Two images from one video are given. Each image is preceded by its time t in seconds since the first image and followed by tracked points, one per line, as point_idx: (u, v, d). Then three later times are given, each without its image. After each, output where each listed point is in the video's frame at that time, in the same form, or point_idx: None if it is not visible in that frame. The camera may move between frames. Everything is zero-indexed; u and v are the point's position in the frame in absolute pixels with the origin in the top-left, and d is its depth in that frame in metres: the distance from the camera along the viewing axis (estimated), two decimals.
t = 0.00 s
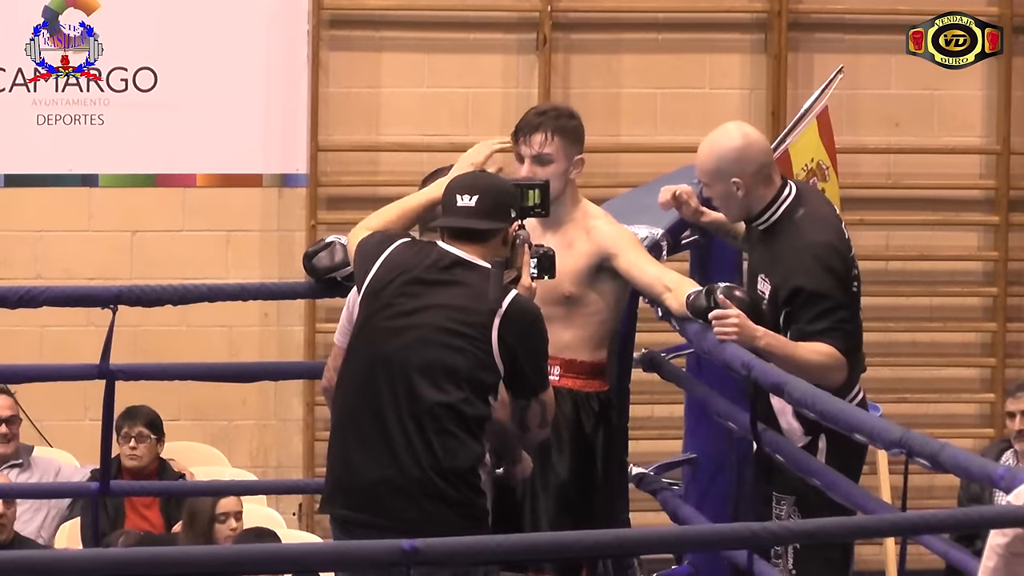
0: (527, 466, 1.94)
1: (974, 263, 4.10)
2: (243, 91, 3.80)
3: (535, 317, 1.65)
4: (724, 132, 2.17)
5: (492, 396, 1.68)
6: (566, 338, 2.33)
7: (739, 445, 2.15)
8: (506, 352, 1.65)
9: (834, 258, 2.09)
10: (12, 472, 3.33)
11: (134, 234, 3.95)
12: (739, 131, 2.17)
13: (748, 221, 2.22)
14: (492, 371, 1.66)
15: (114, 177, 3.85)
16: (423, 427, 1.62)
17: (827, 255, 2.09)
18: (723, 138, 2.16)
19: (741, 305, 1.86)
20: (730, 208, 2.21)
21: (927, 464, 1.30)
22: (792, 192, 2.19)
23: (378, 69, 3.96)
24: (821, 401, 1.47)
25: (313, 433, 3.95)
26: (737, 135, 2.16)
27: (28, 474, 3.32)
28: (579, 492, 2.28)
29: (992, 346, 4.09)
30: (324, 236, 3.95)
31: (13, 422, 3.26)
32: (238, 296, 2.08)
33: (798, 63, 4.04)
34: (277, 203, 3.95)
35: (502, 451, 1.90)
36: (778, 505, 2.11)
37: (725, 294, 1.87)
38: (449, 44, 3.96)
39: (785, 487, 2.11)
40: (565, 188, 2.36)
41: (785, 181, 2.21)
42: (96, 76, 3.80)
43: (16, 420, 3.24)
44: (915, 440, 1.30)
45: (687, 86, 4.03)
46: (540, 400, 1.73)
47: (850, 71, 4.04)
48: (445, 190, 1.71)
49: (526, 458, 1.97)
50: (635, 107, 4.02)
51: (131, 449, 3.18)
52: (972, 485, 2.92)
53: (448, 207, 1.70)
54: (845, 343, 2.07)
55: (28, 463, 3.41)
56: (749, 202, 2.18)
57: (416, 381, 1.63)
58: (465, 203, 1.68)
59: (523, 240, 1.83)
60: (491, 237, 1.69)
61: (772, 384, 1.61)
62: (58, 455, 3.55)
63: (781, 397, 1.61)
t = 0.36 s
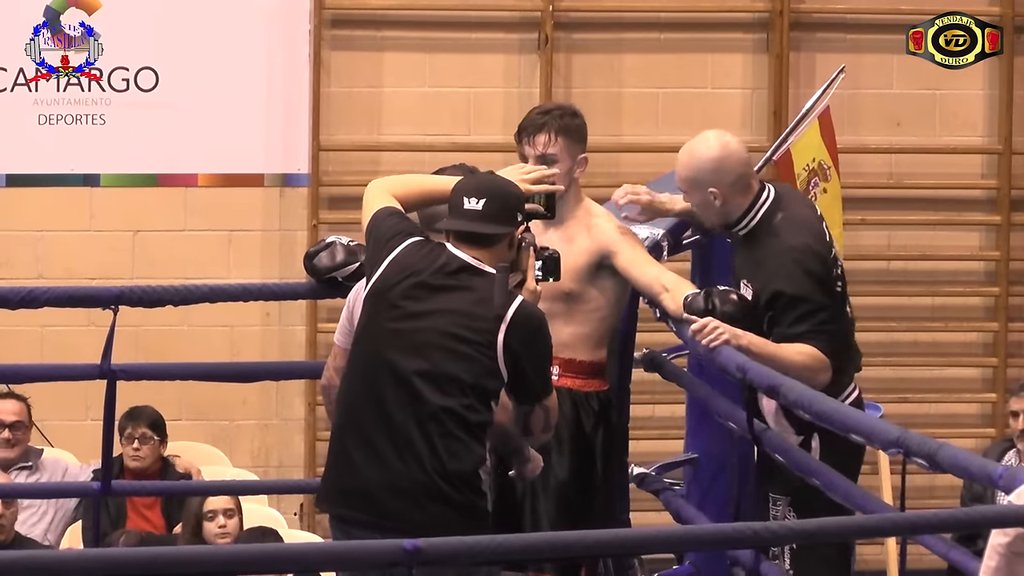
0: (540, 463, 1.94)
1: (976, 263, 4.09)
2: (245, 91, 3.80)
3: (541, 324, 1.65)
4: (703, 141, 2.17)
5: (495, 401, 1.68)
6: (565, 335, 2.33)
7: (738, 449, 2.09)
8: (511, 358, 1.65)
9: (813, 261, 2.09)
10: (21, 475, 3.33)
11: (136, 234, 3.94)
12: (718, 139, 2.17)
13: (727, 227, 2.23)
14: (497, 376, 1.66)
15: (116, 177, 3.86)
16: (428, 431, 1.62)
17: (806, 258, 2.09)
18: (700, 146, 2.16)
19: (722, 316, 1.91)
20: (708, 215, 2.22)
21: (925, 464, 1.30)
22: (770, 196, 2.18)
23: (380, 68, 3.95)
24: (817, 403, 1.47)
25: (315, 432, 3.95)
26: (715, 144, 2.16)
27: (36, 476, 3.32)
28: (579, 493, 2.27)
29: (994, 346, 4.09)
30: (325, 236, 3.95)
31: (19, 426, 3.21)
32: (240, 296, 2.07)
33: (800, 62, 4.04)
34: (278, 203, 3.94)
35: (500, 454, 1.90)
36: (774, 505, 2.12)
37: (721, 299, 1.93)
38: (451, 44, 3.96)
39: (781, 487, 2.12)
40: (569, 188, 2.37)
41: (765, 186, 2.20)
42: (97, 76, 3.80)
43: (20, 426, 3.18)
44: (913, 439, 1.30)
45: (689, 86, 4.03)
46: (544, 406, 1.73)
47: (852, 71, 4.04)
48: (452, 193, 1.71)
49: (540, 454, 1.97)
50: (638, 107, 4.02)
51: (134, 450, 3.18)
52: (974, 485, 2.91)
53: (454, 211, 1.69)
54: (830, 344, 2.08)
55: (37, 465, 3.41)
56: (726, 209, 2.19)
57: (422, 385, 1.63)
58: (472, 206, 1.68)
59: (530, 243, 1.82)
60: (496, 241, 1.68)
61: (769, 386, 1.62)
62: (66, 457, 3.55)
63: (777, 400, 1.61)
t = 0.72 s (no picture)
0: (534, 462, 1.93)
1: (976, 263, 4.09)
2: (245, 91, 3.80)
3: (545, 326, 1.66)
4: (676, 147, 2.14)
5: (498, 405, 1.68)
6: (566, 339, 2.34)
7: (735, 449, 2.06)
8: (513, 361, 1.66)
9: (793, 261, 2.11)
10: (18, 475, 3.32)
11: (136, 234, 3.94)
12: (691, 146, 2.14)
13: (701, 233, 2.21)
14: (499, 380, 1.66)
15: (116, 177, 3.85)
16: (431, 435, 1.62)
17: (787, 259, 2.11)
18: (674, 152, 2.13)
19: (725, 322, 1.95)
20: (682, 222, 2.20)
21: (926, 467, 1.30)
22: (744, 200, 2.17)
23: (380, 69, 3.95)
24: (819, 407, 1.47)
25: (315, 433, 3.95)
26: (690, 150, 2.13)
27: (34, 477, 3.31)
28: (578, 494, 2.27)
29: (994, 347, 4.09)
30: (326, 236, 3.95)
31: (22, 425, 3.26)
32: (240, 296, 2.07)
33: (800, 62, 4.04)
34: (278, 204, 3.93)
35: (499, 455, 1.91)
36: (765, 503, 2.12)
37: (723, 304, 1.96)
38: (451, 44, 3.96)
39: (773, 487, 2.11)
40: (567, 189, 2.37)
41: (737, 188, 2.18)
42: (97, 76, 3.80)
43: (18, 423, 3.21)
44: (915, 443, 1.30)
45: (689, 86, 4.03)
46: (544, 408, 1.73)
47: (852, 72, 4.04)
48: (455, 196, 1.71)
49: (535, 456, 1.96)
50: (638, 107, 4.02)
51: (135, 450, 3.18)
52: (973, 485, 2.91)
53: (457, 213, 1.69)
54: (820, 338, 2.12)
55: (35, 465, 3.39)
56: (700, 217, 2.17)
57: (425, 389, 1.63)
58: (475, 208, 1.67)
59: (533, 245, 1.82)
60: (498, 245, 1.68)
61: (770, 390, 1.62)
62: (66, 458, 3.54)
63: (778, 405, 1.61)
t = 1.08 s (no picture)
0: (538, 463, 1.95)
1: (975, 264, 4.09)
2: (244, 92, 3.79)
3: (542, 328, 1.66)
4: (660, 156, 2.12)
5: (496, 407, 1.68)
6: (568, 340, 2.34)
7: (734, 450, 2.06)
8: (512, 363, 1.66)
9: (784, 263, 2.11)
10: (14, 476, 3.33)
11: (136, 235, 3.95)
12: (676, 155, 2.13)
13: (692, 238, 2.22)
14: (498, 382, 1.66)
15: (115, 178, 3.84)
16: (431, 439, 1.62)
17: (778, 261, 2.11)
18: (659, 161, 2.11)
19: (722, 324, 1.95)
20: (669, 228, 2.20)
21: (926, 468, 1.30)
22: (730, 205, 2.18)
23: (380, 70, 3.96)
24: (819, 409, 1.47)
25: (315, 434, 3.95)
26: (674, 160, 2.11)
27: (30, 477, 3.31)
28: (579, 496, 2.27)
29: (994, 347, 4.09)
30: (326, 237, 3.95)
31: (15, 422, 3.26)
32: (240, 296, 2.07)
33: (800, 63, 4.04)
34: (278, 204, 3.95)
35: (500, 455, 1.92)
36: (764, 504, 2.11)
37: (723, 306, 1.95)
38: (451, 45, 3.97)
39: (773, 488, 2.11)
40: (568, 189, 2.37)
41: (722, 195, 2.19)
42: (97, 77, 3.80)
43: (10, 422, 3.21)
44: (914, 445, 1.30)
45: (689, 87, 4.03)
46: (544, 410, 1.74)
47: (851, 72, 4.04)
48: (453, 198, 1.71)
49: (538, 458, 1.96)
50: (638, 108, 4.02)
51: (135, 450, 3.18)
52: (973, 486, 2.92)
53: (455, 214, 1.69)
54: (815, 339, 2.12)
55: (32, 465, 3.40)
56: (687, 224, 2.17)
57: (425, 393, 1.63)
58: (474, 210, 1.67)
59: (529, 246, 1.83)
60: (497, 247, 1.68)
61: (769, 393, 1.62)
62: (64, 458, 3.53)
63: (777, 406, 1.61)
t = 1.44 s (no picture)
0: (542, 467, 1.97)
1: (975, 264, 4.10)
2: (244, 92, 3.79)
3: (542, 330, 1.66)
4: (665, 159, 2.12)
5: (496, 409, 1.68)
6: (568, 340, 2.34)
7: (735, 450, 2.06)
8: (511, 365, 1.65)
9: (786, 266, 2.12)
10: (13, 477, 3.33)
11: (136, 236, 3.96)
12: (681, 158, 2.12)
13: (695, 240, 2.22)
14: (497, 384, 1.66)
15: (115, 178, 3.84)
16: (429, 441, 1.62)
17: (779, 264, 2.11)
18: (664, 163, 2.11)
19: (726, 325, 1.95)
20: (673, 230, 2.20)
21: (926, 469, 1.30)
22: (734, 207, 2.18)
23: (379, 70, 3.96)
24: (820, 410, 1.47)
25: (314, 434, 3.95)
26: (680, 163, 2.11)
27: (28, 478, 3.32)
28: (582, 496, 2.27)
29: (993, 348, 4.09)
30: (325, 237, 3.95)
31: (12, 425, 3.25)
32: (240, 297, 2.07)
33: (799, 63, 4.04)
34: (278, 205, 3.96)
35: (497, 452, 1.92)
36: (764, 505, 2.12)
37: (725, 307, 1.96)
38: (451, 45, 3.97)
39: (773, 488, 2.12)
40: (568, 190, 2.36)
41: (726, 196, 2.19)
42: (97, 77, 3.80)
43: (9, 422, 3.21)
44: (915, 446, 1.30)
45: (688, 87, 4.03)
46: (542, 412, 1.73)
47: (851, 73, 4.04)
48: (452, 199, 1.71)
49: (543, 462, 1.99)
50: (637, 108, 4.02)
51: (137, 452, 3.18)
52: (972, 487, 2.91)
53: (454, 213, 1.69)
54: (818, 342, 2.12)
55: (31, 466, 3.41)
56: (690, 227, 2.17)
57: (423, 395, 1.63)
58: (473, 211, 1.67)
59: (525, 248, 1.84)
60: (496, 248, 1.68)
61: (771, 394, 1.62)
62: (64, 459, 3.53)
63: (778, 407, 1.61)
